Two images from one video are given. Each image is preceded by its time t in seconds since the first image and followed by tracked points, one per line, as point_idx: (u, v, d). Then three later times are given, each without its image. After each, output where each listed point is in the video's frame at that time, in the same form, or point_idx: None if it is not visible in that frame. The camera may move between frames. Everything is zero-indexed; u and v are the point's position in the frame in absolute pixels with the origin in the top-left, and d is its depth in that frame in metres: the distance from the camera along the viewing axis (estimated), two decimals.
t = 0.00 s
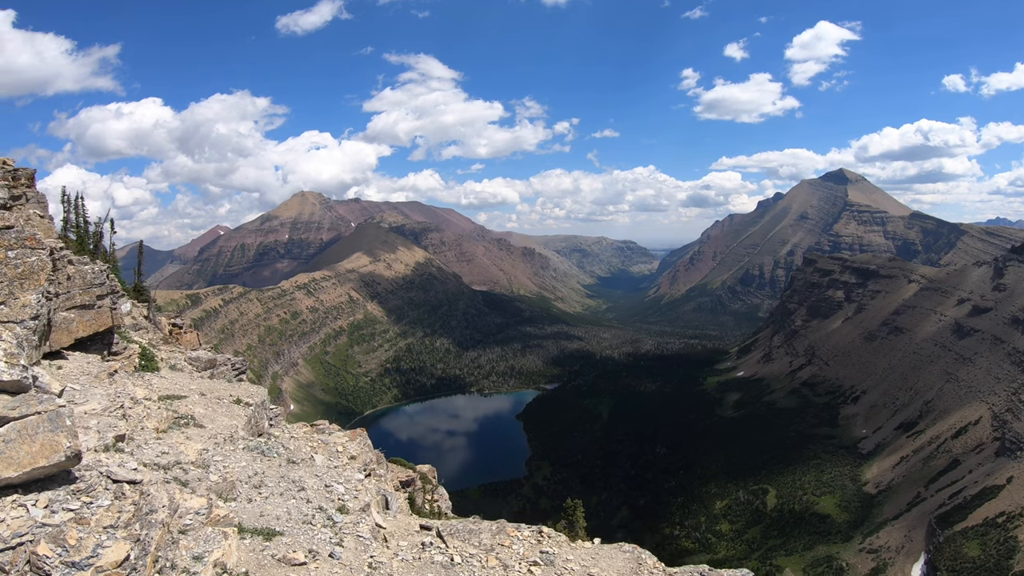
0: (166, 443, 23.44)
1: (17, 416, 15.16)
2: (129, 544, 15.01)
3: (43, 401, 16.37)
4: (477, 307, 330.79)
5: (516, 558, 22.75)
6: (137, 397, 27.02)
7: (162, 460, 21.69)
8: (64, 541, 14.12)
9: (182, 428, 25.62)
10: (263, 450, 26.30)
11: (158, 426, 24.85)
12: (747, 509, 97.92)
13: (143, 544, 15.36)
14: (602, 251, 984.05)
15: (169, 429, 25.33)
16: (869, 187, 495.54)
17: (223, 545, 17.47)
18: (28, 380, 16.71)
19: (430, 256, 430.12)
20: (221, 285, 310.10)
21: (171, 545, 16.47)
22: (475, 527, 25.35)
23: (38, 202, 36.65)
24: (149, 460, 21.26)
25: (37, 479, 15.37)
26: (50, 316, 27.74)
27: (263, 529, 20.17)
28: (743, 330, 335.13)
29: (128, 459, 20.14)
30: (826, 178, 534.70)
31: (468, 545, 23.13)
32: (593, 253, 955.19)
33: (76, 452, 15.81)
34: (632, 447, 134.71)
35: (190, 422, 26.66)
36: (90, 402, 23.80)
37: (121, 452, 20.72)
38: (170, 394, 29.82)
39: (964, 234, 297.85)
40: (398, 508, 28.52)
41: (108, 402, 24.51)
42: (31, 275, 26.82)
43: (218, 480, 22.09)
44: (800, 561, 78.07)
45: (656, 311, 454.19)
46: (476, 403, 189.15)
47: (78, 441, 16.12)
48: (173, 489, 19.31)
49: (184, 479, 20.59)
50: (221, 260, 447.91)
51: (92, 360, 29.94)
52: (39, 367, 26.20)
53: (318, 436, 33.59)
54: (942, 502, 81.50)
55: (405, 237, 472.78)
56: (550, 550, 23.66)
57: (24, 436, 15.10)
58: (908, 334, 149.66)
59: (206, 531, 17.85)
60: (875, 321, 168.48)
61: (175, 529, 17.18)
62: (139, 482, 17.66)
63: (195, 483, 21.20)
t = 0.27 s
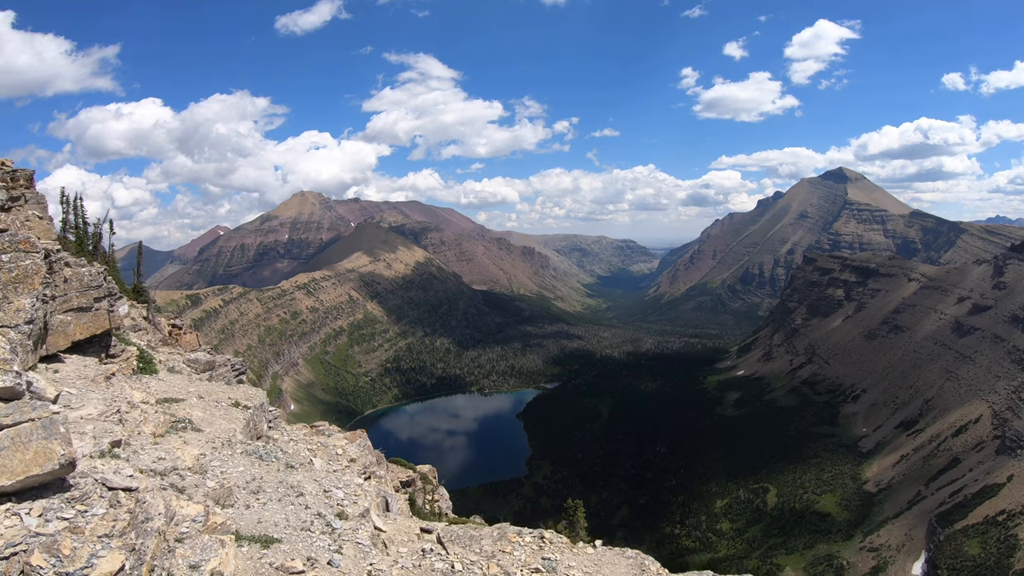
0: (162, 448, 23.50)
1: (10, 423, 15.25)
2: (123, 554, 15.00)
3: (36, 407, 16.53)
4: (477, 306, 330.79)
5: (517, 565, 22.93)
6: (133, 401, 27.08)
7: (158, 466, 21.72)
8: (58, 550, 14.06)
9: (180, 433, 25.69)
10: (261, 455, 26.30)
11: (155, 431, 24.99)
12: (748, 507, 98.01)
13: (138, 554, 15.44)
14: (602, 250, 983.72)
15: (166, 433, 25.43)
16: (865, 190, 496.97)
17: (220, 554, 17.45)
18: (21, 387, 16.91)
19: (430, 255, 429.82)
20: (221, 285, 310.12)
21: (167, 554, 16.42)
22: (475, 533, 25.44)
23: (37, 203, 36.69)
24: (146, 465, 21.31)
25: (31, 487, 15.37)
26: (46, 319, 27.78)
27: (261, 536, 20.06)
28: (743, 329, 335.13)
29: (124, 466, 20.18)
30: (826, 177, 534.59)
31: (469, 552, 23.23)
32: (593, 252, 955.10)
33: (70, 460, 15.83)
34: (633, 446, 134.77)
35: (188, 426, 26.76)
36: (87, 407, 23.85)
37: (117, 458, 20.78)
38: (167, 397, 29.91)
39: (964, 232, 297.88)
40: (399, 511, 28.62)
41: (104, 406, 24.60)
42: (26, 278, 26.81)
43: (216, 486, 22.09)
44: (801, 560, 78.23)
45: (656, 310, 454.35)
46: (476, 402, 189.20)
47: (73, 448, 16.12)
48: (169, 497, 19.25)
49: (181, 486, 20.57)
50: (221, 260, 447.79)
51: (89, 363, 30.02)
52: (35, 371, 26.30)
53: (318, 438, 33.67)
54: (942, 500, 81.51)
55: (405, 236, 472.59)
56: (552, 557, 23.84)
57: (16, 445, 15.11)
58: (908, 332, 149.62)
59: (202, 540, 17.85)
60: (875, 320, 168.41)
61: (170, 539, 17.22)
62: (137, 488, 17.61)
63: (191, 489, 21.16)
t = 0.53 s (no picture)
0: (160, 454, 23.60)
1: (6, 431, 16.21)
2: (119, 561, 15.46)
3: (31, 414, 17.49)
4: (477, 308, 330.43)
5: (519, 569, 23.02)
6: (131, 407, 27.00)
7: (155, 472, 21.70)
8: (53, 560, 14.53)
9: (178, 438, 25.70)
10: (259, 460, 26.17)
11: (152, 436, 24.99)
12: (749, 507, 97.99)
13: (133, 563, 15.73)
14: (601, 251, 983.37)
15: (163, 439, 25.41)
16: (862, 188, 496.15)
17: (218, 559, 17.23)
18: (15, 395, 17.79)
19: (429, 257, 429.15)
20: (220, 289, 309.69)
21: (164, 562, 16.25)
22: (477, 538, 25.50)
23: (35, 207, 36.64)
24: (143, 472, 21.32)
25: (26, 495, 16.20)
26: (43, 323, 27.76)
27: (259, 544, 19.62)
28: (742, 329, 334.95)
29: (120, 475, 20.24)
30: (824, 176, 535.01)
31: (471, 557, 23.22)
32: (592, 252, 955.07)
33: (64, 468, 16.77)
34: (634, 446, 134.33)
35: (186, 431, 26.75)
36: (84, 414, 23.93)
37: (113, 465, 20.84)
38: (166, 402, 29.91)
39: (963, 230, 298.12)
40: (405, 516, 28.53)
41: (102, 414, 24.59)
42: (21, 281, 26.73)
43: (213, 494, 21.85)
44: (803, 559, 78.29)
45: (655, 311, 454.11)
46: (476, 403, 189.01)
47: (67, 456, 17.10)
48: (165, 505, 19.41)
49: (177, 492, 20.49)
50: (220, 264, 447.12)
51: (87, 368, 29.97)
52: (31, 377, 26.20)
53: (318, 444, 33.55)
54: (943, 498, 81.38)
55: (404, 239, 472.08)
56: (554, 561, 24.02)
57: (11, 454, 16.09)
58: (908, 331, 149.54)
59: (200, 548, 17.66)
60: (874, 318, 168.30)
61: (167, 547, 17.20)
62: (130, 498, 18.55)
63: (189, 496, 21.05)
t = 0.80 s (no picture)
0: (163, 460, 23.71)
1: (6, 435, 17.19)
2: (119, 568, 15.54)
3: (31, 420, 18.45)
4: (481, 310, 330.16)
5: None
6: (133, 413, 27.03)
7: (157, 479, 21.72)
8: (53, 568, 14.63)
9: (180, 443, 25.74)
10: (262, 464, 26.08)
11: (154, 441, 25.10)
12: (755, 508, 97.52)
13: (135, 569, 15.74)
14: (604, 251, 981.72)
15: (166, 443, 25.51)
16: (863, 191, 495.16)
17: (219, 565, 17.07)
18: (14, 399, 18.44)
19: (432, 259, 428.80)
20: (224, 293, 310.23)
21: (165, 569, 16.15)
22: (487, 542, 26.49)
23: (39, 212, 36.78)
24: (143, 478, 21.29)
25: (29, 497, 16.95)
26: (44, 328, 27.79)
27: (263, 551, 19.23)
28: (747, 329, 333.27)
29: (121, 481, 20.30)
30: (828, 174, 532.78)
31: (478, 564, 23.49)
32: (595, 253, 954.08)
33: (65, 473, 17.72)
34: (642, 448, 133.52)
35: (189, 436, 26.82)
36: (86, 419, 24.09)
37: (115, 471, 20.89)
38: (167, 407, 29.90)
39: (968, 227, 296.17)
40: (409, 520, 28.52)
41: (103, 420, 24.62)
42: (21, 286, 26.80)
43: (216, 499, 21.80)
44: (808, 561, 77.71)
45: (659, 311, 452.92)
46: (480, 405, 188.72)
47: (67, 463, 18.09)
48: (168, 511, 19.46)
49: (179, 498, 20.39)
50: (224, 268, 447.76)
51: (89, 371, 29.98)
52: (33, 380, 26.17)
53: (322, 447, 33.53)
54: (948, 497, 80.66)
55: (407, 241, 472.29)
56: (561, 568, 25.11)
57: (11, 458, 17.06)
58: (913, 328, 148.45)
59: (202, 554, 17.59)
60: (879, 317, 167.32)
61: (171, 553, 17.15)
62: (129, 505, 18.89)
63: (192, 502, 21.00)
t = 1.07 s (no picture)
0: (165, 459, 23.96)
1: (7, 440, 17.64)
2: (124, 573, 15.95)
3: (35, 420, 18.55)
4: (477, 310, 330.21)
5: None
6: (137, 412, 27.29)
7: (161, 479, 22.02)
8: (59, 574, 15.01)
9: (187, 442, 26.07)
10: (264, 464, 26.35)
11: (160, 440, 25.38)
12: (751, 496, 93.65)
13: None
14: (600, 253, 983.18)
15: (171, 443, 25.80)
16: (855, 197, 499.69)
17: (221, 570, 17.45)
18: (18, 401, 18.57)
19: (428, 259, 428.23)
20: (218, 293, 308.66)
21: None
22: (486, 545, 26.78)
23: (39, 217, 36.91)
24: (147, 478, 21.63)
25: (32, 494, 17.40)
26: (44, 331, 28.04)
27: (265, 551, 19.33)
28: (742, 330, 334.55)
29: (126, 481, 20.63)
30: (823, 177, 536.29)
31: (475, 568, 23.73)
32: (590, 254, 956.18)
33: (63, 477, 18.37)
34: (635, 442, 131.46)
35: (194, 434, 27.11)
36: (91, 418, 24.44)
37: (121, 470, 21.18)
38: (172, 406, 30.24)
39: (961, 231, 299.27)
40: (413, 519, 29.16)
41: (108, 419, 24.89)
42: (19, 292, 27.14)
43: (220, 499, 22.05)
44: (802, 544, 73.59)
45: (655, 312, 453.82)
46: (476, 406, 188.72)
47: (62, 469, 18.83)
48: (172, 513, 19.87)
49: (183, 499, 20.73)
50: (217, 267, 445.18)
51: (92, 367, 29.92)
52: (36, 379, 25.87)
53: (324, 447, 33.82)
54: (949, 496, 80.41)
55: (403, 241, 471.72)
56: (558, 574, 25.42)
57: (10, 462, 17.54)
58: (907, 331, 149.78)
59: (208, 558, 18.01)
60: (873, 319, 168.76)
61: (175, 558, 17.54)
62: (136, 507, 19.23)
63: (195, 502, 21.26)
